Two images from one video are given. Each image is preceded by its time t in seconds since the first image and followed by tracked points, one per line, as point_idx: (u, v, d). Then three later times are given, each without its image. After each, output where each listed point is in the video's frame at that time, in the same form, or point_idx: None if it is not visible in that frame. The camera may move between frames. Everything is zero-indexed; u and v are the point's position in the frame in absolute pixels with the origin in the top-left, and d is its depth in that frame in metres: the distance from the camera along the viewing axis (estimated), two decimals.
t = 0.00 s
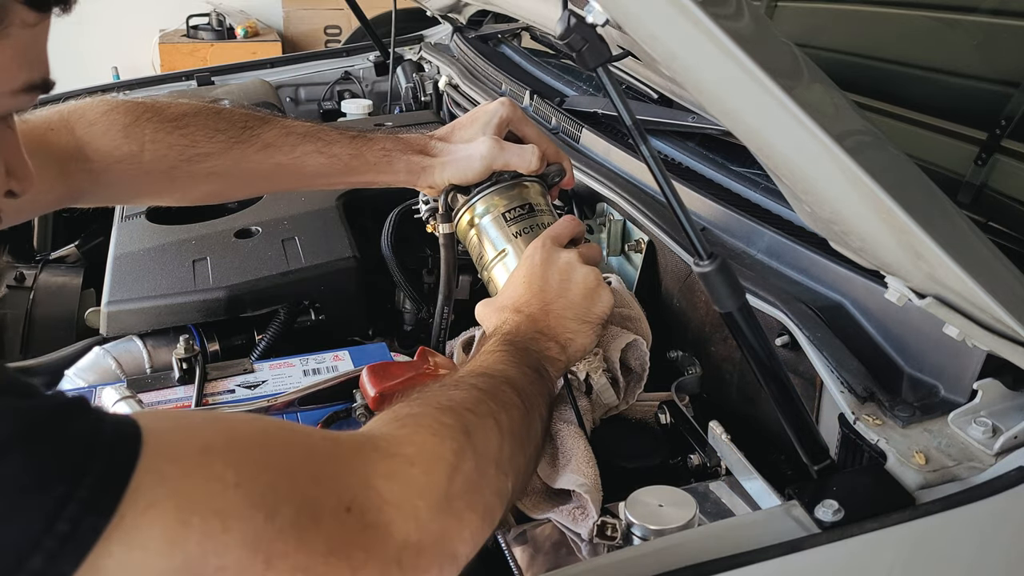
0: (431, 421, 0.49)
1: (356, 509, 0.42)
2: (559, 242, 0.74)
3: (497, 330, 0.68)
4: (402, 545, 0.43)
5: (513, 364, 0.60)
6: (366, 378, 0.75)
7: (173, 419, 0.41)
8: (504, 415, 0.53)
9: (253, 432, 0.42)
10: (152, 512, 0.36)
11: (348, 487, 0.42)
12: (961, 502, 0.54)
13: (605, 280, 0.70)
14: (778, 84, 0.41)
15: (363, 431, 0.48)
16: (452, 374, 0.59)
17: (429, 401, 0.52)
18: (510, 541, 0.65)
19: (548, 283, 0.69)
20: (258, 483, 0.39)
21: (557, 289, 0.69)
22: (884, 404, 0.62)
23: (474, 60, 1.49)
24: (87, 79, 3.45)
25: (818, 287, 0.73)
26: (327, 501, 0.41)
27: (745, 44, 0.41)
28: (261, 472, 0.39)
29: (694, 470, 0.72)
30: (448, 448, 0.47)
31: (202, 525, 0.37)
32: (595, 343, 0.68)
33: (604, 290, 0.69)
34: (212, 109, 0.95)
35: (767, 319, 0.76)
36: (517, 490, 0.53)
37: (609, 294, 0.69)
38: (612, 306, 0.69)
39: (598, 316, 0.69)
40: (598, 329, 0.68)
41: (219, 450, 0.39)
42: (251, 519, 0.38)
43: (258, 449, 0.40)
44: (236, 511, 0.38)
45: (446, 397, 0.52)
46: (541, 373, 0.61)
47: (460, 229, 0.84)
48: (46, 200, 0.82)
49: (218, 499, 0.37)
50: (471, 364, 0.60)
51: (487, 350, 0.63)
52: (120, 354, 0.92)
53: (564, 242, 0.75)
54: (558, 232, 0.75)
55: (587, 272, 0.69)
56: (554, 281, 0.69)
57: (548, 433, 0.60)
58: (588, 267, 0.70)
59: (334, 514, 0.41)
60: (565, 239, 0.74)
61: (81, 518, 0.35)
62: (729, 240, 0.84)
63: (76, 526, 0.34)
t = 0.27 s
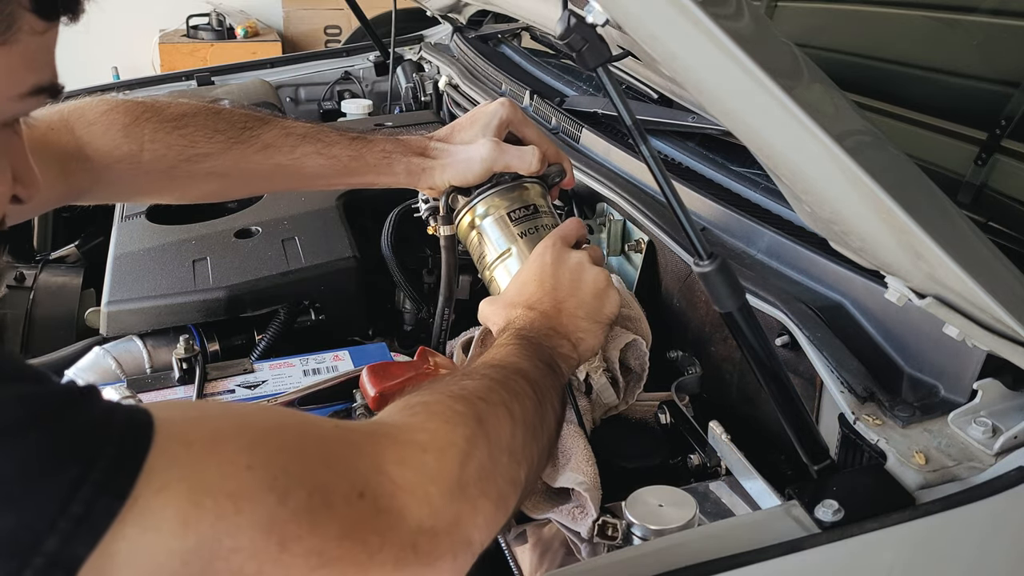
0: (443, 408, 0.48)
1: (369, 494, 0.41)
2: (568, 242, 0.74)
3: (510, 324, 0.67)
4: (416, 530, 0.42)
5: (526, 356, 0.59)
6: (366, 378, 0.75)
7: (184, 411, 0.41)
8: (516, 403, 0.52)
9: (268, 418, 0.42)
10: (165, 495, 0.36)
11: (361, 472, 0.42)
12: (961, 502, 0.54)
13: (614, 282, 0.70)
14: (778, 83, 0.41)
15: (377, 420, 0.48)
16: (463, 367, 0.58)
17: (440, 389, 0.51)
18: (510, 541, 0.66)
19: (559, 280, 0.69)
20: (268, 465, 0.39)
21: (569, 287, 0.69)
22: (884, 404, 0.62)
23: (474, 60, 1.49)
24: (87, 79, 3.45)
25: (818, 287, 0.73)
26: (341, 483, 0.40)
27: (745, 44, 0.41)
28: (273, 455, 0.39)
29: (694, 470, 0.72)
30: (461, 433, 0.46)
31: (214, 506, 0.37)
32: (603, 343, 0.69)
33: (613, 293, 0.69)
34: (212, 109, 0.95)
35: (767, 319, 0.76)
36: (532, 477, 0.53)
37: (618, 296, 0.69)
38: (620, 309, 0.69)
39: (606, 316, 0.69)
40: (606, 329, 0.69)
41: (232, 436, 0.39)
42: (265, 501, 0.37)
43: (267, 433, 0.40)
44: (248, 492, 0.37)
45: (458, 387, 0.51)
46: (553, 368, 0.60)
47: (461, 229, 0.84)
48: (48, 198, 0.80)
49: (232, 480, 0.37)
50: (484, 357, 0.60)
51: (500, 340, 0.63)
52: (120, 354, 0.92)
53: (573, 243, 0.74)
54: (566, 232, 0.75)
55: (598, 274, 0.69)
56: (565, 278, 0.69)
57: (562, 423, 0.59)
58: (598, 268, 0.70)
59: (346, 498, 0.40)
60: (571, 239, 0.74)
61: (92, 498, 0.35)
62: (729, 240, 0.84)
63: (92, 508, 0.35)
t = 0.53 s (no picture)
0: (448, 409, 0.48)
1: (374, 496, 0.41)
2: (571, 243, 0.74)
3: (516, 323, 0.66)
4: (421, 530, 0.43)
5: (532, 356, 0.59)
6: (366, 378, 0.74)
7: (187, 411, 0.41)
8: (520, 404, 0.52)
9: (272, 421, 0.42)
10: (170, 498, 0.36)
11: (367, 475, 0.42)
12: (960, 502, 0.54)
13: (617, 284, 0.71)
14: (778, 83, 0.41)
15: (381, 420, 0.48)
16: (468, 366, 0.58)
17: (444, 390, 0.51)
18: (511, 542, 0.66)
19: (564, 280, 0.69)
20: (274, 467, 0.39)
21: (574, 288, 0.69)
22: (884, 404, 0.62)
23: (474, 60, 1.49)
24: (87, 79, 3.45)
25: (818, 287, 0.73)
26: (347, 487, 0.41)
27: (745, 44, 0.41)
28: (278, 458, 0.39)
29: (694, 470, 0.72)
30: (464, 435, 0.47)
31: (220, 508, 0.37)
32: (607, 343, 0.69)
33: (616, 296, 0.70)
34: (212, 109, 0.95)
35: (767, 319, 0.76)
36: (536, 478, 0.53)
37: (620, 300, 0.70)
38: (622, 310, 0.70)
39: (610, 317, 0.69)
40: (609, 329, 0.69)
41: (238, 439, 0.39)
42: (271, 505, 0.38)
43: (273, 435, 0.40)
44: (254, 496, 0.37)
45: (462, 386, 0.52)
46: (558, 368, 0.60)
47: (462, 228, 0.84)
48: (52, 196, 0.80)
49: (237, 484, 0.37)
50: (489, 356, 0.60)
51: (505, 338, 0.63)
52: (120, 354, 0.92)
53: (576, 243, 0.75)
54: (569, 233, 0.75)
55: (602, 275, 0.70)
56: (570, 276, 0.70)
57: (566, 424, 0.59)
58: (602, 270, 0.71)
59: (353, 502, 0.40)
60: (576, 239, 0.75)
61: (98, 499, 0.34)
62: (729, 240, 0.84)
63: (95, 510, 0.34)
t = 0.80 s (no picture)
0: (438, 417, 0.46)
1: (362, 509, 0.40)
2: (571, 232, 0.74)
3: (511, 314, 0.67)
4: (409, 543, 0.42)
5: (527, 351, 0.58)
6: (366, 378, 0.75)
7: (163, 420, 0.39)
8: (512, 405, 0.51)
9: (251, 433, 0.40)
10: (140, 519, 0.35)
11: (354, 486, 0.41)
12: (961, 502, 0.54)
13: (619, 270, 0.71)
14: (778, 84, 0.41)
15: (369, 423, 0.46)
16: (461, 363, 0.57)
17: (432, 392, 0.49)
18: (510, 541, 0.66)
19: (563, 264, 0.70)
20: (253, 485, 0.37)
21: (573, 275, 0.69)
22: (884, 404, 0.62)
23: (474, 60, 1.49)
24: (87, 79, 3.45)
25: (818, 287, 0.73)
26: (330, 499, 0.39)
27: (745, 44, 0.41)
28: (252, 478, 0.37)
29: (694, 470, 0.72)
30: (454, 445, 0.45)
31: (196, 530, 0.36)
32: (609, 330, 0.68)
33: (619, 280, 0.70)
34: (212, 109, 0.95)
35: (767, 319, 0.76)
36: (530, 478, 0.52)
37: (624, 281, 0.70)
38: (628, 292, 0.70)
39: (611, 302, 0.69)
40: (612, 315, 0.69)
41: (214, 454, 0.38)
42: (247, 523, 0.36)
43: (254, 450, 0.39)
44: (225, 521, 0.36)
45: (450, 387, 0.50)
46: (556, 360, 0.59)
47: (465, 224, 0.84)
48: (45, 198, 0.81)
49: (210, 506, 0.36)
50: (485, 354, 0.58)
51: (499, 337, 0.62)
52: (120, 354, 0.92)
53: (578, 234, 0.75)
54: (569, 223, 0.75)
55: (602, 262, 0.69)
56: (568, 267, 0.70)
57: (562, 422, 0.57)
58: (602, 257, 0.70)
59: (338, 514, 0.39)
60: (576, 230, 0.74)
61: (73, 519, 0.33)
62: (729, 240, 0.84)
63: (76, 529, 0.34)
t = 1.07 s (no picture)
0: (416, 411, 0.46)
1: (340, 507, 0.39)
2: (565, 236, 0.74)
3: (498, 315, 0.67)
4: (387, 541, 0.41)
5: (511, 351, 0.58)
6: (366, 377, 0.75)
7: (131, 418, 0.37)
8: (494, 403, 0.50)
9: (224, 432, 0.38)
10: (105, 519, 0.33)
11: (330, 483, 0.39)
12: (961, 502, 0.54)
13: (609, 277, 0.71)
14: (778, 84, 0.41)
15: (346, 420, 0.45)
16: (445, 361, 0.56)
17: (413, 390, 0.48)
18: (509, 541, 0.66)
19: (554, 270, 0.70)
20: (223, 485, 0.36)
21: (562, 280, 0.69)
22: (884, 404, 0.62)
23: (474, 60, 1.49)
24: (87, 79, 3.45)
25: (818, 287, 0.73)
26: (310, 495, 0.38)
27: (745, 44, 0.41)
28: (226, 478, 0.36)
29: (694, 470, 0.72)
30: (433, 440, 0.44)
31: (165, 527, 0.34)
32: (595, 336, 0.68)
33: (609, 287, 0.70)
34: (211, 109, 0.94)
35: (767, 319, 0.76)
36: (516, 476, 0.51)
37: (612, 288, 0.69)
38: (616, 301, 0.70)
39: (600, 308, 0.69)
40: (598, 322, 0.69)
41: (185, 455, 0.36)
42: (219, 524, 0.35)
43: (225, 450, 0.37)
44: (196, 522, 0.35)
45: (431, 385, 0.49)
46: (541, 362, 0.59)
47: (461, 223, 0.84)
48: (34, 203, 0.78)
49: (180, 507, 0.34)
50: (469, 352, 0.58)
51: (484, 338, 0.61)
52: (120, 354, 0.92)
53: (573, 237, 0.75)
54: (566, 228, 0.75)
55: (592, 269, 0.70)
56: (561, 271, 0.70)
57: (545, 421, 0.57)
58: (596, 265, 0.70)
59: (315, 510, 0.38)
60: (571, 233, 0.74)
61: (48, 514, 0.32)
62: (729, 240, 0.84)
63: (56, 527, 0.32)
